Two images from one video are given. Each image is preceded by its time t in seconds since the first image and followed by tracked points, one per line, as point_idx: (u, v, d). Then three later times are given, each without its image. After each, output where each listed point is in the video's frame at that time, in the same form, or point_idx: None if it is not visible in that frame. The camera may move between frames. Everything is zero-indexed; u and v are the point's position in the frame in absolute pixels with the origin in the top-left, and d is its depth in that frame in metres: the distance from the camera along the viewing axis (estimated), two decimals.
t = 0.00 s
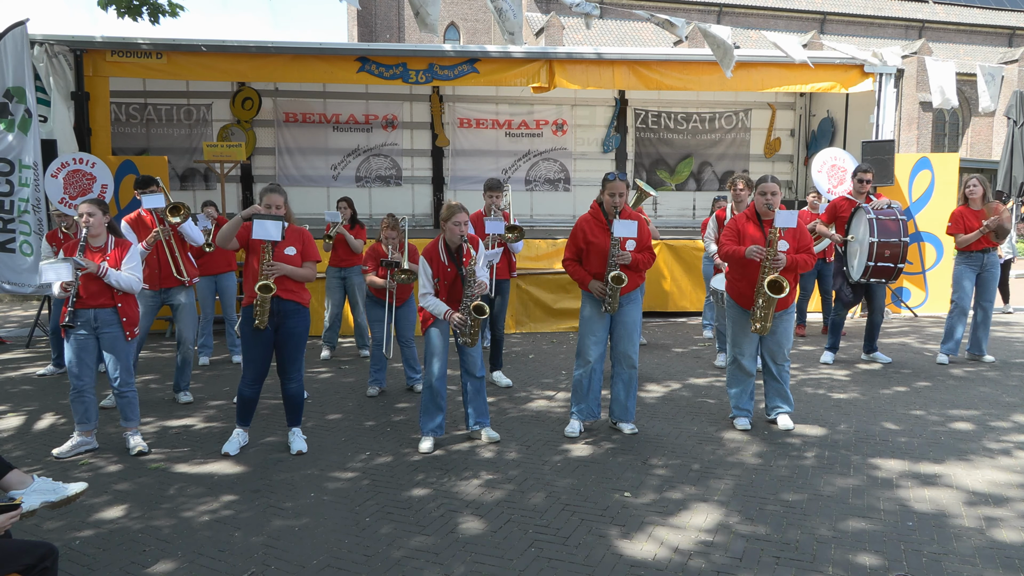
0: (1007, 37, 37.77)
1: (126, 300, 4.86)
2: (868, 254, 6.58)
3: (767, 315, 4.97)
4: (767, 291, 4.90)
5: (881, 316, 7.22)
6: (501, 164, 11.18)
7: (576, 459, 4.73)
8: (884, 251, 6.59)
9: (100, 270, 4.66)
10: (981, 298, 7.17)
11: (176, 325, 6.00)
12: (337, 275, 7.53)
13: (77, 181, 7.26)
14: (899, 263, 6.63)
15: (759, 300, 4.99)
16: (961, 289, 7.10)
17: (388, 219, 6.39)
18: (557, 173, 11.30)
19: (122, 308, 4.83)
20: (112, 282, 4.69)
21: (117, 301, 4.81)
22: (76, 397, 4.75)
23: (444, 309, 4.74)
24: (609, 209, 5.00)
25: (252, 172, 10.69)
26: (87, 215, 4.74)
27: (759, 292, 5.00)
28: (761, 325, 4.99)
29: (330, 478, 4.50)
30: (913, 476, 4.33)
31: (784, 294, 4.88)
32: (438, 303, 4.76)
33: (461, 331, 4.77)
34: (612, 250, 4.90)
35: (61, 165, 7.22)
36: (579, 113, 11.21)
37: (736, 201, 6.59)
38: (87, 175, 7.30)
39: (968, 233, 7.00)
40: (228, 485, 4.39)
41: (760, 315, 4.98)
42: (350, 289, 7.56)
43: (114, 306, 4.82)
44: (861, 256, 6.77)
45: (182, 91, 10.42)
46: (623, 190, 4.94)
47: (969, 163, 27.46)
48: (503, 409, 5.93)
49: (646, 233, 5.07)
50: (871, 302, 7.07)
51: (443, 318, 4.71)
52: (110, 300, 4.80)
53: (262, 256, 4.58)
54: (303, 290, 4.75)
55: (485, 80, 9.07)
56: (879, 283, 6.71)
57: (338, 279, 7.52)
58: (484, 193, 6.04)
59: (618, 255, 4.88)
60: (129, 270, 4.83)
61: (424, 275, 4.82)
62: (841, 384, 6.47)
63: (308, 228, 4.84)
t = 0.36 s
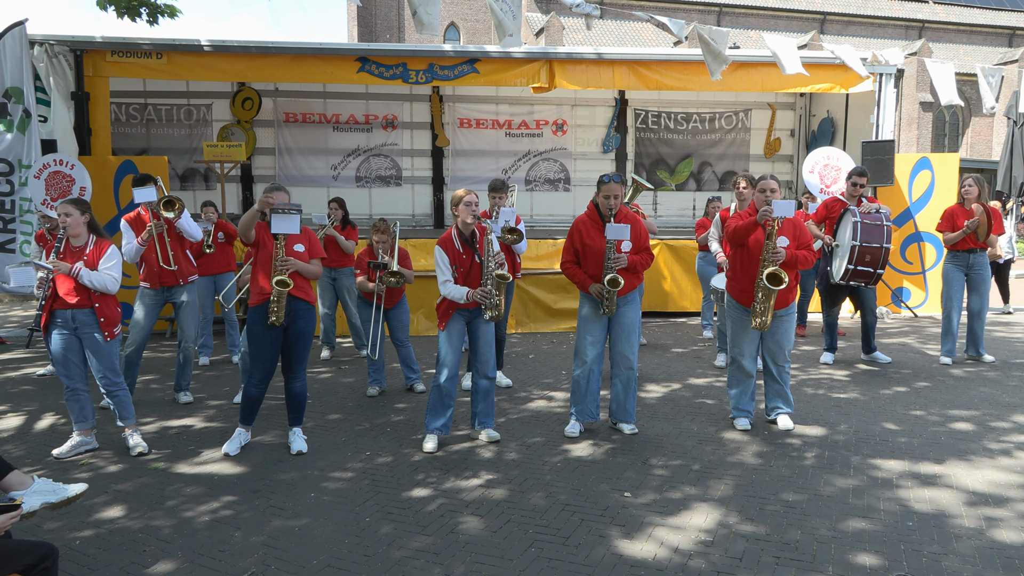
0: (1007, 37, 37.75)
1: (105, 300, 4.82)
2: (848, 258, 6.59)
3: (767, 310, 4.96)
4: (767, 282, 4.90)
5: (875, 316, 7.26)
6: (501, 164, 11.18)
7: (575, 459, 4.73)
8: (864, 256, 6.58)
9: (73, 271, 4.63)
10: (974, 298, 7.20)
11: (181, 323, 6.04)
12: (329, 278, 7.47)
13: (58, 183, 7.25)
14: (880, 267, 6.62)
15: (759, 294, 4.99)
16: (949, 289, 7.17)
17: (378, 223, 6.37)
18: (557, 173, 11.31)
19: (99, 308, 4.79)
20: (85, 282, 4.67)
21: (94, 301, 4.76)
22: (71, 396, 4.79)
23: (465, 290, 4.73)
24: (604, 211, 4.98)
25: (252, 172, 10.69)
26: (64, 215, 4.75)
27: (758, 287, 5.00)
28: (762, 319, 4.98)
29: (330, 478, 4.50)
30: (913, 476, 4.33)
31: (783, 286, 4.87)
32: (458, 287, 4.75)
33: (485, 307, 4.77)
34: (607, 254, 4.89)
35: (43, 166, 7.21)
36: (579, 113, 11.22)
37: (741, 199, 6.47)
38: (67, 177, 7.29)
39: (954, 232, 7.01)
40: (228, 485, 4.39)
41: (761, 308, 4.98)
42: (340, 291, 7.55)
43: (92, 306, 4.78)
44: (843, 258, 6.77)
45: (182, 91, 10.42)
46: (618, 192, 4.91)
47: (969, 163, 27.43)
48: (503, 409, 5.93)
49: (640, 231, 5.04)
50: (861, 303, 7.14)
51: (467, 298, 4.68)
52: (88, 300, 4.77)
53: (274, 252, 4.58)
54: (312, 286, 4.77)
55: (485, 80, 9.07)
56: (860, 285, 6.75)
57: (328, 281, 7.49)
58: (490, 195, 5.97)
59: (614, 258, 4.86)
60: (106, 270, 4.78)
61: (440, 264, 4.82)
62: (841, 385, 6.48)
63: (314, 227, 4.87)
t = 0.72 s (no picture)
0: (1007, 37, 37.74)
1: (79, 302, 4.72)
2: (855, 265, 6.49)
3: (771, 305, 4.97)
4: (771, 275, 4.90)
5: (877, 315, 7.26)
6: (501, 164, 11.18)
7: (575, 459, 4.73)
8: (871, 263, 6.49)
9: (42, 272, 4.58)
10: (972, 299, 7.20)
11: (178, 321, 6.04)
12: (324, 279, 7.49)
13: (55, 176, 7.25)
14: (886, 273, 6.54)
15: (763, 289, 5.00)
16: (947, 290, 7.15)
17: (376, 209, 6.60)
18: (557, 173, 11.31)
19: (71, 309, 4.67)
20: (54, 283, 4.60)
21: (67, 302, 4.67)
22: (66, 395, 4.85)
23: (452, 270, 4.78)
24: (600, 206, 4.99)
25: (252, 172, 10.69)
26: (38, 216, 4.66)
27: (762, 281, 5.01)
28: (766, 315, 4.99)
29: (330, 478, 4.50)
30: (913, 476, 4.33)
31: (787, 278, 4.88)
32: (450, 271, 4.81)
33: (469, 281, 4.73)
34: (603, 244, 4.89)
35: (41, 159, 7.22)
36: (579, 113, 11.21)
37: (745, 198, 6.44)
38: (65, 169, 7.26)
39: (954, 231, 7.00)
40: (228, 485, 4.39)
41: (766, 304, 4.98)
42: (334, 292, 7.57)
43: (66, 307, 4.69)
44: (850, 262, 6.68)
45: (182, 91, 10.42)
46: (611, 184, 4.92)
47: (970, 163, 27.42)
48: (503, 409, 5.93)
49: (634, 225, 5.06)
50: (863, 303, 7.13)
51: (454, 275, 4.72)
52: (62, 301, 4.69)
53: (274, 251, 4.56)
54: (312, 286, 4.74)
55: (485, 81, 9.07)
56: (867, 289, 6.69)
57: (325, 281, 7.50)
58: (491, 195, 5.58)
59: (609, 247, 4.86)
60: (78, 271, 4.64)
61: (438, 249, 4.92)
62: (842, 385, 6.48)
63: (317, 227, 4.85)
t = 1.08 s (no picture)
0: (1007, 37, 37.74)
1: (47, 308, 4.59)
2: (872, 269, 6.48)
3: (770, 310, 4.96)
4: (770, 283, 4.91)
5: (885, 316, 7.25)
6: (501, 164, 11.18)
7: (575, 459, 4.73)
8: (888, 267, 6.47)
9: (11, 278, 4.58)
10: (979, 297, 7.20)
11: (174, 323, 6.01)
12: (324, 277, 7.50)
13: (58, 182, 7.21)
14: (903, 276, 6.53)
15: (762, 295, 5.01)
16: (957, 288, 7.12)
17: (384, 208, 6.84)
18: (557, 173, 11.31)
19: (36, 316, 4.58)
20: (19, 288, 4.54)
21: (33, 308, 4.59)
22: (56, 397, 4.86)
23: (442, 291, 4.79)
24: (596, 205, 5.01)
25: (252, 172, 10.69)
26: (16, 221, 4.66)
27: (761, 287, 5.01)
28: (766, 320, 4.99)
29: (330, 478, 4.49)
30: (913, 476, 4.33)
31: (787, 286, 4.89)
32: (441, 290, 4.81)
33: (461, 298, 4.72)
34: (600, 235, 4.89)
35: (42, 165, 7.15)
36: (579, 113, 11.22)
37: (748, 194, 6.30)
38: (69, 176, 7.23)
39: (965, 229, 6.99)
40: (228, 485, 4.39)
41: (765, 309, 4.98)
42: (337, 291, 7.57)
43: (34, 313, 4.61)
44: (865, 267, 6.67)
45: (182, 91, 10.42)
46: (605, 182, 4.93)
47: (970, 163, 27.40)
48: (503, 410, 5.93)
49: (630, 225, 5.08)
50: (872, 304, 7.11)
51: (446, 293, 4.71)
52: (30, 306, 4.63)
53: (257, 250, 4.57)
54: (303, 288, 4.68)
55: (485, 81, 9.07)
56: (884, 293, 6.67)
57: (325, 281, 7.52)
58: (484, 198, 5.65)
59: (607, 238, 4.86)
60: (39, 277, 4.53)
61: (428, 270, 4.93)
62: (842, 385, 6.48)
63: (311, 227, 4.79)
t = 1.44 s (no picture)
0: (1007, 37, 37.73)
1: (12, 309, 4.55)
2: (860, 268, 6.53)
3: (772, 309, 4.96)
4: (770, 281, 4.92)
5: (883, 316, 7.25)
6: (501, 164, 11.18)
7: (575, 458, 4.74)
8: (876, 266, 6.52)
9: None
10: (984, 299, 7.20)
11: (170, 326, 6.00)
12: (331, 275, 7.47)
13: (66, 196, 6.91)
14: (892, 276, 6.57)
15: (764, 294, 5.01)
16: (961, 288, 7.13)
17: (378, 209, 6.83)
18: (557, 173, 11.31)
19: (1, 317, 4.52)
20: None
21: None
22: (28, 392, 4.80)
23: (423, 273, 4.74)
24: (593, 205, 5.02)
25: (252, 172, 10.69)
26: None
27: (763, 287, 5.02)
28: (768, 319, 4.99)
29: (330, 478, 4.49)
30: (913, 476, 4.33)
31: (788, 285, 4.90)
32: (421, 274, 4.76)
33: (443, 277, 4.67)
34: (596, 234, 4.90)
35: (50, 178, 6.97)
36: (579, 113, 11.22)
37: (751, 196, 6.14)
38: (77, 190, 6.99)
39: (971, 231, 6.98)
40: (228, 485, 4.39)
41: (767, 308, 4.98)
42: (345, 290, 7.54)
43: None
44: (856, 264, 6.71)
45: (183, 91, 10.41)
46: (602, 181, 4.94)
47: (971, 164, 27.38)
48: (503, 410, 5.93)
49: (627, 225, 5.08)
50: (870, 304, 7.11)
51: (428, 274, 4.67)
52: None
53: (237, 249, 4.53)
54: (287, 290, 4.65)
55: (485, 81, 9.07)
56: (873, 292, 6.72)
57: (332, 280, 7.48)
58: (478, 197, 5.96)
59: (602, 236, 4.86)
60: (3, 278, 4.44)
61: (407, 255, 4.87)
62: (842, 385, 6.48)
63: (302, 229, 4.74)
